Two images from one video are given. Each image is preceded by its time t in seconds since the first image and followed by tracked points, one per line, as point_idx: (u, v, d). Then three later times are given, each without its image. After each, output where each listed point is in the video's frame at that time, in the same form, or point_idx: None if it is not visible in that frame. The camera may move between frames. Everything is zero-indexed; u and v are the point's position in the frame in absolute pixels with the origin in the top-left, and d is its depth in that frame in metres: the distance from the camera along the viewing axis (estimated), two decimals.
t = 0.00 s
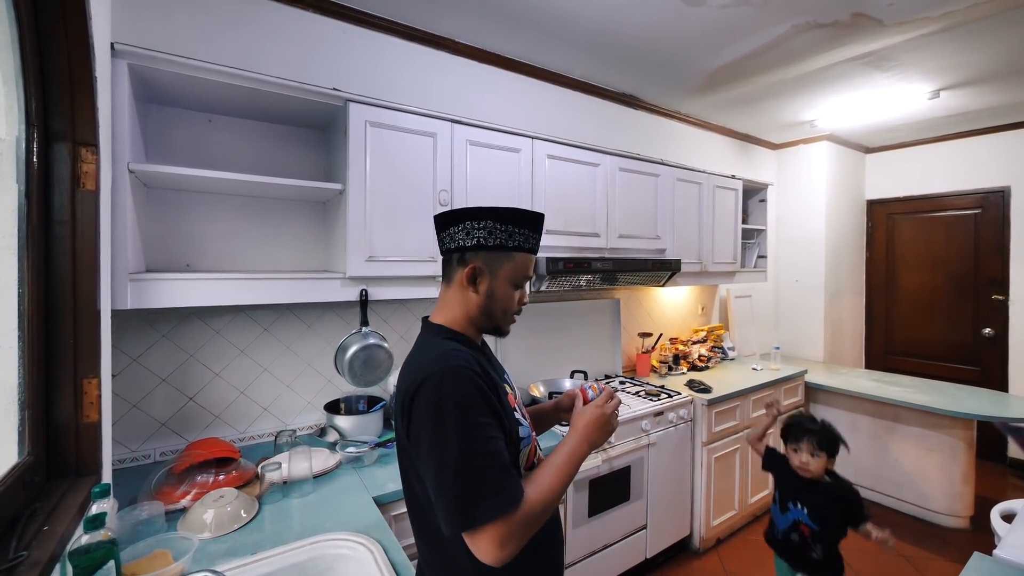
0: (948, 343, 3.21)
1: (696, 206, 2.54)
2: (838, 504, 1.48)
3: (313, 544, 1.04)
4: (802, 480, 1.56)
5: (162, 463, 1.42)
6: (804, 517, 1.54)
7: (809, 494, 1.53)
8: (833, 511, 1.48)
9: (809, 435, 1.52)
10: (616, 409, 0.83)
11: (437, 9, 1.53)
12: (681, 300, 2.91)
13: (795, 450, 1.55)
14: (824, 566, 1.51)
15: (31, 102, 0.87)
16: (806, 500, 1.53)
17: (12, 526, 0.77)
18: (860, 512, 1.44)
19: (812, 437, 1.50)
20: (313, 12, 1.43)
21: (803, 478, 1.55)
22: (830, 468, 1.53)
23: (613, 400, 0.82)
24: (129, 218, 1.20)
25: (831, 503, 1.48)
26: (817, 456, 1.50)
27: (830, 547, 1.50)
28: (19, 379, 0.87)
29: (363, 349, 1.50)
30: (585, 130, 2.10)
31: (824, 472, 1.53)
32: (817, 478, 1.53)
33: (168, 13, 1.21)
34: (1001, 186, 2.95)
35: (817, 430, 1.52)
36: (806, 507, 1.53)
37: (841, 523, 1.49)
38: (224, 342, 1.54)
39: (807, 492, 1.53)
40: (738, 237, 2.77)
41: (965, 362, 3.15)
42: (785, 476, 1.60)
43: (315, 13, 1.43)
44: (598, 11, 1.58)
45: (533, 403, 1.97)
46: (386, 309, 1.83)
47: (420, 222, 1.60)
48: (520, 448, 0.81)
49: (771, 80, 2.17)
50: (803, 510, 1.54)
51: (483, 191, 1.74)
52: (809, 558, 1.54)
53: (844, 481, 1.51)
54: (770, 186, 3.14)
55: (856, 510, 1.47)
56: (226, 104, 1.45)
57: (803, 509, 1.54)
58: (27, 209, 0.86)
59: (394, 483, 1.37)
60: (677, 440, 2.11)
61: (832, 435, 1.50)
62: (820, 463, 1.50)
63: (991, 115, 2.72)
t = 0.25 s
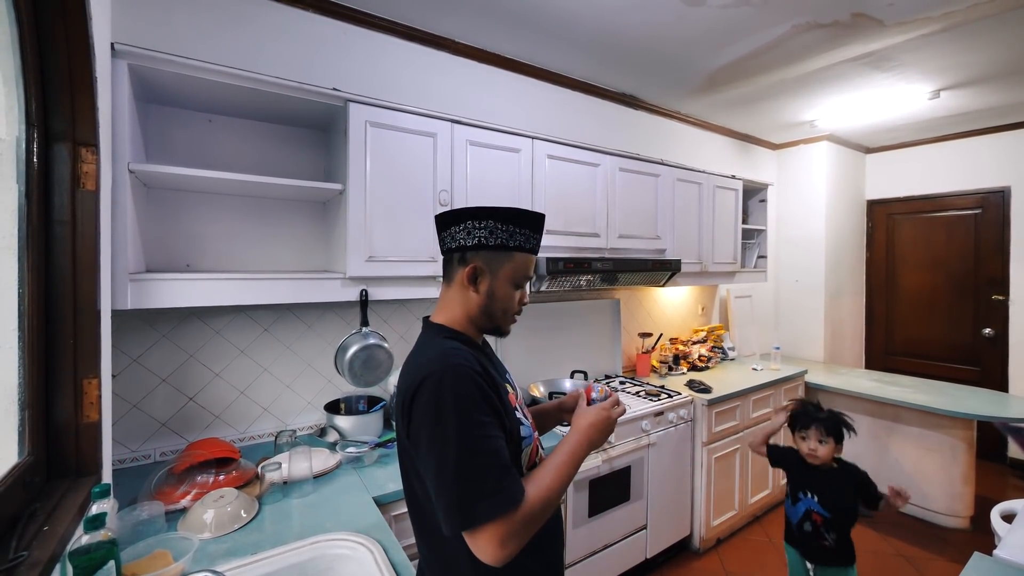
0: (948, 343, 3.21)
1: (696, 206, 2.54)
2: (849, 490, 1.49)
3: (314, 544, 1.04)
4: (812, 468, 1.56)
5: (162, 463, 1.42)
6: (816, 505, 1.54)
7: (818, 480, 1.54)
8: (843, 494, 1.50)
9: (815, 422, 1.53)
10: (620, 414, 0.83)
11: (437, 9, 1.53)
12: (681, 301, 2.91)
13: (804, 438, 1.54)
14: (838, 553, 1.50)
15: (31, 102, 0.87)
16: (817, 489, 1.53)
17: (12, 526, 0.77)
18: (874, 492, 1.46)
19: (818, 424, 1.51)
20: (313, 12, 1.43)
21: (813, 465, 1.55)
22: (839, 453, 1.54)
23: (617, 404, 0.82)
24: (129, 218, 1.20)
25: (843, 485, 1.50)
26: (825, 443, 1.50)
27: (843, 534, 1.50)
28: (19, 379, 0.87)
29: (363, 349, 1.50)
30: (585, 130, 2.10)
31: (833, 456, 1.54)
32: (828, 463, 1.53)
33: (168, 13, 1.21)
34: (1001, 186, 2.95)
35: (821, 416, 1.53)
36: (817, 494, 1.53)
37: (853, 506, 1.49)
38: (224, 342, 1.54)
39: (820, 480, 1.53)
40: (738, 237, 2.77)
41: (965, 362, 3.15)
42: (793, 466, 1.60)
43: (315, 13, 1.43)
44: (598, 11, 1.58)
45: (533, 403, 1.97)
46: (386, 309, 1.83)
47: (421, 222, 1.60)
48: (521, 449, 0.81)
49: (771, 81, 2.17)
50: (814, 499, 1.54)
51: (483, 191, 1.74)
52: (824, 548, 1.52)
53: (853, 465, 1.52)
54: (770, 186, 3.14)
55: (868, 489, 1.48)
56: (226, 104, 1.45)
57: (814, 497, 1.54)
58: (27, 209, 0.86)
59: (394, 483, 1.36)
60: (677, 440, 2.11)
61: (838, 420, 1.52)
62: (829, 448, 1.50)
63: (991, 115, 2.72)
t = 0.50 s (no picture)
0: (948, 343, 3.21)
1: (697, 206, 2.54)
2: (854, 479, 1.49)
3: (314, 544, 1.04)
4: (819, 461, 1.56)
5: (162, 463, 1.42)
6: (823, 497, 1.53)
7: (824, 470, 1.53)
8: (850, 487, 1.50)
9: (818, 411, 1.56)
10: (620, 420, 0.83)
11: (437, 9, 1.53)
12: (681, 301, 2.91)
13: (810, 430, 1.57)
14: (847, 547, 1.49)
15: (31, 102, 0.87)
16: (823, 481, 1.53)
17: (12, 526, 0.77)
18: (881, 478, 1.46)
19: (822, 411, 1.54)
20: (313, 12, 1.42)
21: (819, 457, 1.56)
22: (843, 444, 1.57)
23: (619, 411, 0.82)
24: (129, 219, 1.20)
25: (849, 477, 1.50)
26: (830, 431, 1.54)
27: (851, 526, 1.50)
28: (19, 380, 0.87)
29: (363, 349, 1.50)
30: (585, 130, 2.10)
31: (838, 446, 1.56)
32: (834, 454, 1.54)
33: (168, 14, 1.21)
34: (1001, 186, 2.95)
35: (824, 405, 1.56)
36: (823, 486, 1.53)
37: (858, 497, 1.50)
38: (225, 342, 1.54)
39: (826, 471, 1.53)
40: (738, 238, 2.77)
41: (965, 362, 3.15)
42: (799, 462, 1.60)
43: (314, 13, 1.43)
44: (598, 12, 1.58)
45: (533, 403, 1.97)
46: (386, 309, 1.83)
47: (421, 222, 1.61)
48: (523, 449, 0.81)
49: (771, 81, 2.17)
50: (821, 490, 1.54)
51: (483, 191, 1.74)
52: (833, 543, 1.51)
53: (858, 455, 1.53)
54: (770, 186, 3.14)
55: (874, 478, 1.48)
56: (226, 105, 1.45)
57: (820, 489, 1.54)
58: (27, 210, 0.86)
59: (394, 483, 1.36)
60: (677, 441, 2.11)
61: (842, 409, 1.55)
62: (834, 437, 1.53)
63: (992, 115, 2.71)
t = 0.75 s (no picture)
0: (948, 343, 3.21)
1: (697, 206, 2.54)
2: (854, 486, 1.48)
3: (314, 544, 1.04)
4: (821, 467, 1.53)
5: (162, 463, 1.42)
6: (825, 504, 1.53)
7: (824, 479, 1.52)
8: (851, 492, 1.49)
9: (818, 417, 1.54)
10: (621, 423, 0.83)
11: (437, 9, 1.53)
12: (681, 301, 2.91)
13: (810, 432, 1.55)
14: (851, 551, 1.51)
15: (31, 103, 0.87)
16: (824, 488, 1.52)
17: (12, 526, 0.77)
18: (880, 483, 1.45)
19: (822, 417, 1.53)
20: (313, 12, 1.42)
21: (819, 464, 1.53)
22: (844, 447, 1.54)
23: (620, 411, 0.82)
24: (129, 218, 1.20)
25: (850, 483, 1.49)
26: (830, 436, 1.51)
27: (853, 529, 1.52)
28: (19, 380, 0.87)
29: (363, 349, 1.50)
30: (585, 130, 2.10)
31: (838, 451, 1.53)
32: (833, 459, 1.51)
33: (168, 14, 1.21)
34: (1002, 186, 2.95)
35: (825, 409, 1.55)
36: (824, 492, 1.52)
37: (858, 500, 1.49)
38: (225, 342, 1.54)
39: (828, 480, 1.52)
40: (738, 238, 2.77)
41: (965, 362, 3.15)
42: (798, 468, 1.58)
43: (314, 13, 1.43)
44: (598, 12, 1.58)
45: (534, 403, 1.97)
46: (386, 309, 1.83)
47: (421, 222, 1.61)
48: (523, 448, 0.81)
49: (771, 81, 2.17)
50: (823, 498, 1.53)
51: (483, 191, 1.74)
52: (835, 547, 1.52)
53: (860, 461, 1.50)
54: (770, 186, 3.14)
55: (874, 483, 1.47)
56: (226, 105, 1.45)
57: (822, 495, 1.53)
58: (28, 211, 0.86)
59: (394, 483, 1.36)
60: (677, 441, 2.11)
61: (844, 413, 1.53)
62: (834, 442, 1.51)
63: (992, 115, 2.71)
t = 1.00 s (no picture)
0: (948, 343, 3.21)
1: (697, 206, 2.54)
2: (852, 505, 1.49)
3: (314, 544, 1.04)
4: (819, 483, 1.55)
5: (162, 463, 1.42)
6: (823, 523, 1.53)
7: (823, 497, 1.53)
8: (849, 510, 1.49)
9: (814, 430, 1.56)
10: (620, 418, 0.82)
11: (437, 9, 1.53)
12: (682, 301, 2.91)
13: (803, 445, 1.57)
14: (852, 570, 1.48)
15: (31, 103, 0.87)
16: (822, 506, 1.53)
17: (12, 526, 0.77)
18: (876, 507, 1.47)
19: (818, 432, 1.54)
20: (313, 12, 1.42)
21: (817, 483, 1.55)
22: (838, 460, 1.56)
23: (619, 405, 0.81)
24: (129, 219, 1.20)
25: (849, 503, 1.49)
26: (823, 447, 1.53)
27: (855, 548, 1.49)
28: (19, 380, 0.87)
29: (363, 349, 1.50)
30: (585, 130, 2.10)
31: (833, 464, 1.56)
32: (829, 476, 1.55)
33: (168, 13, 1.21)
34: (1002, 187, 2.95)
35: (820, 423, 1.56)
36: (823, 512, 1.53)
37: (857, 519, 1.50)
38: (225, 342, 1.54)
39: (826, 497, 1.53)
40: (738, 238, 2.77)
41: (965, 362, 3.15)
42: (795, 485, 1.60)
43: (314, 13, 1.43)
44: (598, 12, 1.58)
45: (534, 403, 1.97)
46: (386, 309, 1.83)
47: (421, 223, 1.60)
48: (523, 447, 0.81)
49: (771, 81, 2.17)
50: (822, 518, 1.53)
51: (483, 191, 1.74)
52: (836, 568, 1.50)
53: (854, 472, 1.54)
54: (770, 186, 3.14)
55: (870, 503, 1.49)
56: (226, 105, 1.45)
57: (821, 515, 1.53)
58: (28, 211, 0.86)
59: (394, 484, 1.36)
60: (677, 441, 2.11)
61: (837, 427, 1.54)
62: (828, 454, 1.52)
63: (992, 116, 2.71)
